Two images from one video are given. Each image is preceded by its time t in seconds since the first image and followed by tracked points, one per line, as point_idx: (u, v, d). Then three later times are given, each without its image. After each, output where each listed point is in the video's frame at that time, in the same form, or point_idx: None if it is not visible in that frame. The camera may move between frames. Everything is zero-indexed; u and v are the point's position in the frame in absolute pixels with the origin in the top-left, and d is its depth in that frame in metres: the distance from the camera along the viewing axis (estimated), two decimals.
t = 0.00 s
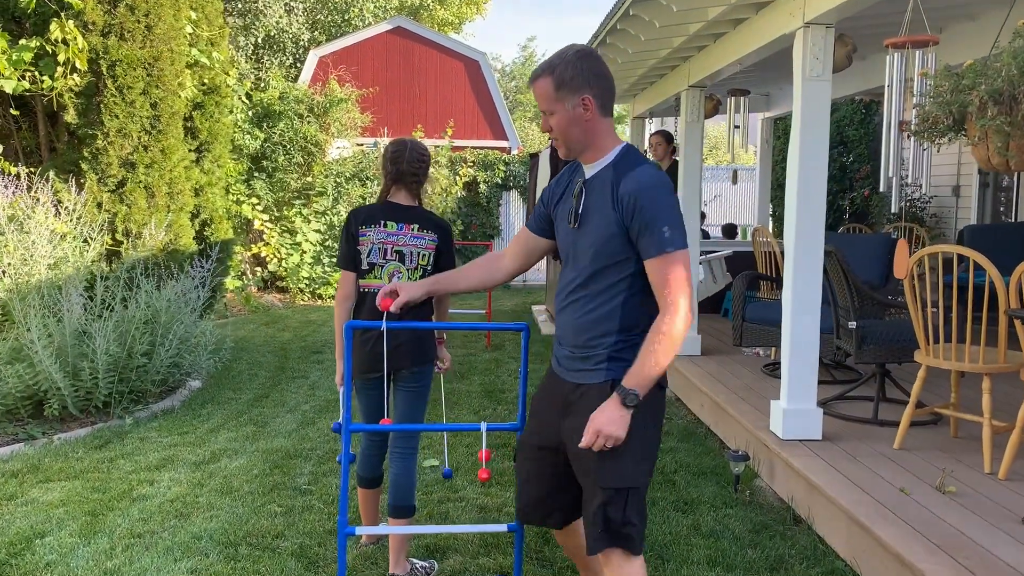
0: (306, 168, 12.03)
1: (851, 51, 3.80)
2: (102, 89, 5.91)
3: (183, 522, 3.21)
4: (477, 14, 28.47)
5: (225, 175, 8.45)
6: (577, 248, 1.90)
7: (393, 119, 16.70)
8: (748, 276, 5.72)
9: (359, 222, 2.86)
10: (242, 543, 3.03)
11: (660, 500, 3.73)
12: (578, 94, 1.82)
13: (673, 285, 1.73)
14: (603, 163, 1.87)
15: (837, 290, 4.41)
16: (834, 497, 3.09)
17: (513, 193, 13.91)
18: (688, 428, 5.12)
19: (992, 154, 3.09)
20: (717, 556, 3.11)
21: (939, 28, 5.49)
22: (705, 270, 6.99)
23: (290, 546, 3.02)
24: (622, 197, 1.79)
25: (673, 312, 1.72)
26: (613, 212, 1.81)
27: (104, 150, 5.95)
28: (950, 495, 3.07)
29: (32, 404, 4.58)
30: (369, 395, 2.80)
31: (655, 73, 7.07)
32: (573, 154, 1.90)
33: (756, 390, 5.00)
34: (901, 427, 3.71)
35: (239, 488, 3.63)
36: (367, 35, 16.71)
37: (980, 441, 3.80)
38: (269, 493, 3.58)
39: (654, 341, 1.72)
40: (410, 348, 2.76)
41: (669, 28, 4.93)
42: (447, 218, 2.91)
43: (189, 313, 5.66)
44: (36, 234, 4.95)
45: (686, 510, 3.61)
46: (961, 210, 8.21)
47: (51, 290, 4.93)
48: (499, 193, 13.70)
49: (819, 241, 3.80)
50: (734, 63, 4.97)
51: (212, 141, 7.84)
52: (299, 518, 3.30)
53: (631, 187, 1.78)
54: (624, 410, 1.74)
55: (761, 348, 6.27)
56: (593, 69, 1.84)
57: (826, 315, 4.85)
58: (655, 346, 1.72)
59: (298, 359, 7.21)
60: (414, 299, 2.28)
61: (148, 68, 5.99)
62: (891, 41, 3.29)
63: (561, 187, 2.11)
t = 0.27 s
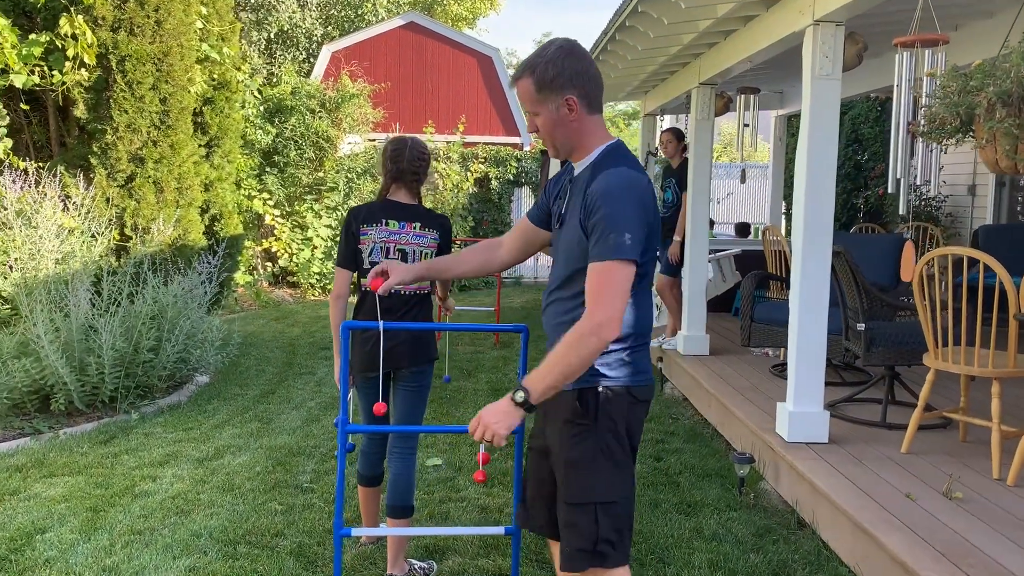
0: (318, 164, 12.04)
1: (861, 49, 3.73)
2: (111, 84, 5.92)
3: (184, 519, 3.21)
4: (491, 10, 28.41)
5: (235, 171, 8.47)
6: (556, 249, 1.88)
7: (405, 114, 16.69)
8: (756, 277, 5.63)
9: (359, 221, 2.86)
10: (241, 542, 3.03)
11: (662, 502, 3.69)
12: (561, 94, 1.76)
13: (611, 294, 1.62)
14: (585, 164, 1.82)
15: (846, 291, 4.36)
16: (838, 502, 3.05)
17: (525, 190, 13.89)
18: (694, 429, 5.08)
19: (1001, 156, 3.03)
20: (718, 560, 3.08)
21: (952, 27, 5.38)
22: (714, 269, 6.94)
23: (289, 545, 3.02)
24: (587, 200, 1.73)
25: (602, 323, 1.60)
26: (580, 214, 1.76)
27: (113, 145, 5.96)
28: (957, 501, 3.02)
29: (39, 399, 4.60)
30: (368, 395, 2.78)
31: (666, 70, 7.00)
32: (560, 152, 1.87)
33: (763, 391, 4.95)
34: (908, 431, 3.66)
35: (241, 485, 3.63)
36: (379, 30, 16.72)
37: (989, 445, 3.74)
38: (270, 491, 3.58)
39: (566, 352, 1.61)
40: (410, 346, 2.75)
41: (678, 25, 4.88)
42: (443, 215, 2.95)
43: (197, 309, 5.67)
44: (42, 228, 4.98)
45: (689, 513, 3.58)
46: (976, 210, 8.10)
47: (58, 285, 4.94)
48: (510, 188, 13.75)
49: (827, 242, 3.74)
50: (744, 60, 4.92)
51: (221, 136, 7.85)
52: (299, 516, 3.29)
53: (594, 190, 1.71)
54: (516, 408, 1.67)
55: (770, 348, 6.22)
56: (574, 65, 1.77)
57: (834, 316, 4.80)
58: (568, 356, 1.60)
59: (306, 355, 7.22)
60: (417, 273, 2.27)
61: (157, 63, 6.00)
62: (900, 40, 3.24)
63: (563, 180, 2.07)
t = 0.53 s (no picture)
0: (337, 161, 12.10)
1: (877, 44, 3.67)
2: (129, 82, 5.97)
3: (194, 516, 3.24)
4: (511, 6, 28.34)
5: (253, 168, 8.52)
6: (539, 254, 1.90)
7: (424, 111, 16.70)
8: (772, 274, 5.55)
9: (367, 218, 2.81)
10: (250, 539, 3.04)
11: (673, 501, 3.67)
12: (540, 89, 1.74)
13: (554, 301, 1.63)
14: (564, 162, 1.79)
15: (862, 288, 4.30)
16: (850, 503, 3.00)
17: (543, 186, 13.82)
18: (708, 427, 5.04)
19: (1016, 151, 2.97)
20: (727, 560, 3.04)
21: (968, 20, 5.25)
22: (731, 266, 6.87)
23: (297, 542, 3.03)
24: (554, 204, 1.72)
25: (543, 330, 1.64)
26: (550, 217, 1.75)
27: (131, 143, 6.01)
28: (972, 503, 2.97)
29: (56, 395, 4.66)
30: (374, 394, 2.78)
31: (682, 65, 6.95)
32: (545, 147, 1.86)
33: (779, 389, 4.90)
34: (924, 430, 3.60)
35: (252, 482, 3.66)
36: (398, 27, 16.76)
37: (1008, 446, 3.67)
38: (281, 488, 3.60)
39: (506, 351, 1.67)
40: (415, 342, 2.75)
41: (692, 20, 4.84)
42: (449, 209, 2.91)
43: (213, 306, 5.71)
44: (59, 226, 5.06)
45: (700, 512, 3.55)
46: (1002, 205, 7.95)
47: (74, 282, 5.00)
48: (529, 185, 13.68)
49: (840, 242, 3.69)
50: (759, 55, 4.86)
51: (239, 134, 7.92)
52: (309, 513, 3.31)
53: (559, 195, 1.70)
54: (460, 379, 1.77)
55: (787, 346, 6.16)
56: (553, 60, 1.74)
57: (850, 313, 4.75)
58: (508, 354, 1.67)
59: (322, 352, 7.26)
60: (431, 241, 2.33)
61: (173, 61, 6.06)
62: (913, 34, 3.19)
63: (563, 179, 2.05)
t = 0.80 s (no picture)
0: (359, 160, 12.15)
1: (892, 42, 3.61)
2: (148, 81, 6.04)
3: (200, 512, 3.26)
4: (536, 5, 28.27)
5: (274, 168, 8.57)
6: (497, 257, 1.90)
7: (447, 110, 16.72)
8: (789, 276, 5.48)
9: (370, 217, 2.82)
10: (254, 536, 3.05)
11: (681, 504, 3.62)
12: (468, 91, 1.73)
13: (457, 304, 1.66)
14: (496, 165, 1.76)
15: (878, 290, 4.22)
16: (858, 509, 2.94)
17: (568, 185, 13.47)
18: (722, 430, 4.98)
19: None
20: (732, 565, 3.00)
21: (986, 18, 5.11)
22: (750, 267, 6.78)
23: (300, 540, 3.03)
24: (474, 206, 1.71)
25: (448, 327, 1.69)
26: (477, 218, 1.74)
27: (150, 142, 6.08)
28: (985, 510, 2.90)
29: (73, 390, 4.73)
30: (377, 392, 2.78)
31: (700, 64, 6.89)
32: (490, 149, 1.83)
33: (794, 392, 4.82)
34: (939, 436, 3.53)
35: (260, 479, 3.67)
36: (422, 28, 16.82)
37: None
38: (288, 485, 3.61)
39: (424, 346, 1.77)
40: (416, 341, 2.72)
41: (706, 18, 4.79)
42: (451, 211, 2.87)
43: (229, 304, 5.76)
44: (76, 223, 5.15)
45: (708, 516, 3.50)
46: None
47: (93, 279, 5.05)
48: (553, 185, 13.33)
49: (855, 245, 3.61)
50: (776, 52, 4.79)
51: (259, 133, 7.99)
52: (314, 511, 3.31)
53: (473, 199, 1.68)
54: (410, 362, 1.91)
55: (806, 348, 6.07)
56: (478, 61, 1.71)
57: (867, 315, 4.66)
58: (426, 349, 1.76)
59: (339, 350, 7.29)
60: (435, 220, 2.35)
61: (193, 60, 6.14)
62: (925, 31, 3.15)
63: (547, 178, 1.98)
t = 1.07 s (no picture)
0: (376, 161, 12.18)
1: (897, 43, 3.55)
2: (162, 81, 6.09)
3: (195, 509, 3.29)
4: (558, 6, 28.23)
5: (289, 167, 8.63)
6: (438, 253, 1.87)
7: (466, 111, 16.73)
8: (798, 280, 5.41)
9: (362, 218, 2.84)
10: (245, 533, 3.07)
11: (676, 509, 3.59)
12: (345, 88, 1.70)
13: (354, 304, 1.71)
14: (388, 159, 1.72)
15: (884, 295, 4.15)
16: (852, 517, 2.90)
17: (585, 187, 13.31)
18: (726, 435, 4.93)
19: None
20: (723, 572, 2.96)
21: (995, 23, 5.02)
22: (762, 271, 6.70)
23: (290, 538, 3.04)
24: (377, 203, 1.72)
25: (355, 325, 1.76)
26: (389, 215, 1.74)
27: (163, 141, 6.13)
28: (982, 521, 2.84)
29: (81, 386, 4.79)
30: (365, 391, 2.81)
31: (712, 65, 6.83)
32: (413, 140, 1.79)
33: (800, 398, 4.75)
34: (941, 444, 3.46)
35: (257, 477, 3.70)
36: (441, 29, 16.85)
37: None
38: (284, 484, 3.63)
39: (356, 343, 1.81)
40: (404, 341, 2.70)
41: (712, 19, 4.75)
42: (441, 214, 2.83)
43: (237, 302, 5.80)
44: (87, 221, 5.22)
45: (704, 522, 3.46)
46: None
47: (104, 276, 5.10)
48: (570, 186, 13.20)
49: (858, 251, 3.56)
50: (785, 54, 4.73)
51: (273, 133, 8.05)
52: (307, 510, 3.33)
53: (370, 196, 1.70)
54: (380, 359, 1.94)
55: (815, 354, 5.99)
56: (347, 57, 1.67)
57: (873, 321, 4.59)
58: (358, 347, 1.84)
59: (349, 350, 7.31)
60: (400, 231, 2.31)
61: (206, 60, 6.20)
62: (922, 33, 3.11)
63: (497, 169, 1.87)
